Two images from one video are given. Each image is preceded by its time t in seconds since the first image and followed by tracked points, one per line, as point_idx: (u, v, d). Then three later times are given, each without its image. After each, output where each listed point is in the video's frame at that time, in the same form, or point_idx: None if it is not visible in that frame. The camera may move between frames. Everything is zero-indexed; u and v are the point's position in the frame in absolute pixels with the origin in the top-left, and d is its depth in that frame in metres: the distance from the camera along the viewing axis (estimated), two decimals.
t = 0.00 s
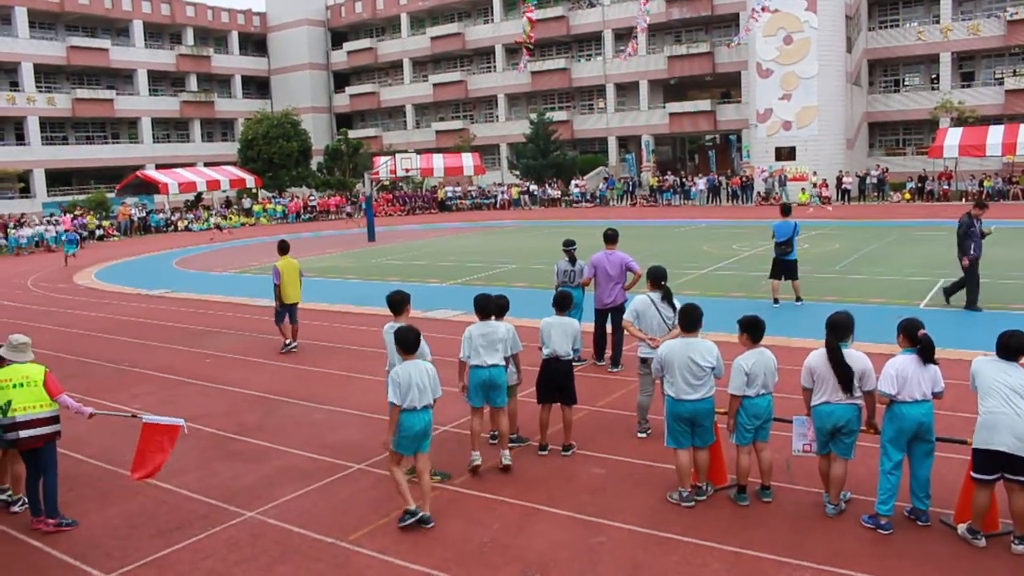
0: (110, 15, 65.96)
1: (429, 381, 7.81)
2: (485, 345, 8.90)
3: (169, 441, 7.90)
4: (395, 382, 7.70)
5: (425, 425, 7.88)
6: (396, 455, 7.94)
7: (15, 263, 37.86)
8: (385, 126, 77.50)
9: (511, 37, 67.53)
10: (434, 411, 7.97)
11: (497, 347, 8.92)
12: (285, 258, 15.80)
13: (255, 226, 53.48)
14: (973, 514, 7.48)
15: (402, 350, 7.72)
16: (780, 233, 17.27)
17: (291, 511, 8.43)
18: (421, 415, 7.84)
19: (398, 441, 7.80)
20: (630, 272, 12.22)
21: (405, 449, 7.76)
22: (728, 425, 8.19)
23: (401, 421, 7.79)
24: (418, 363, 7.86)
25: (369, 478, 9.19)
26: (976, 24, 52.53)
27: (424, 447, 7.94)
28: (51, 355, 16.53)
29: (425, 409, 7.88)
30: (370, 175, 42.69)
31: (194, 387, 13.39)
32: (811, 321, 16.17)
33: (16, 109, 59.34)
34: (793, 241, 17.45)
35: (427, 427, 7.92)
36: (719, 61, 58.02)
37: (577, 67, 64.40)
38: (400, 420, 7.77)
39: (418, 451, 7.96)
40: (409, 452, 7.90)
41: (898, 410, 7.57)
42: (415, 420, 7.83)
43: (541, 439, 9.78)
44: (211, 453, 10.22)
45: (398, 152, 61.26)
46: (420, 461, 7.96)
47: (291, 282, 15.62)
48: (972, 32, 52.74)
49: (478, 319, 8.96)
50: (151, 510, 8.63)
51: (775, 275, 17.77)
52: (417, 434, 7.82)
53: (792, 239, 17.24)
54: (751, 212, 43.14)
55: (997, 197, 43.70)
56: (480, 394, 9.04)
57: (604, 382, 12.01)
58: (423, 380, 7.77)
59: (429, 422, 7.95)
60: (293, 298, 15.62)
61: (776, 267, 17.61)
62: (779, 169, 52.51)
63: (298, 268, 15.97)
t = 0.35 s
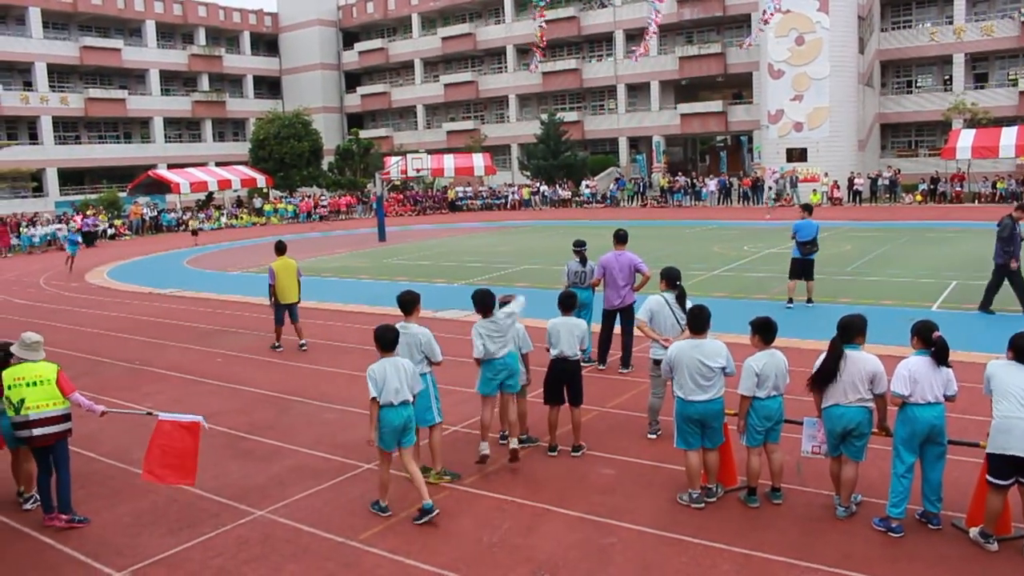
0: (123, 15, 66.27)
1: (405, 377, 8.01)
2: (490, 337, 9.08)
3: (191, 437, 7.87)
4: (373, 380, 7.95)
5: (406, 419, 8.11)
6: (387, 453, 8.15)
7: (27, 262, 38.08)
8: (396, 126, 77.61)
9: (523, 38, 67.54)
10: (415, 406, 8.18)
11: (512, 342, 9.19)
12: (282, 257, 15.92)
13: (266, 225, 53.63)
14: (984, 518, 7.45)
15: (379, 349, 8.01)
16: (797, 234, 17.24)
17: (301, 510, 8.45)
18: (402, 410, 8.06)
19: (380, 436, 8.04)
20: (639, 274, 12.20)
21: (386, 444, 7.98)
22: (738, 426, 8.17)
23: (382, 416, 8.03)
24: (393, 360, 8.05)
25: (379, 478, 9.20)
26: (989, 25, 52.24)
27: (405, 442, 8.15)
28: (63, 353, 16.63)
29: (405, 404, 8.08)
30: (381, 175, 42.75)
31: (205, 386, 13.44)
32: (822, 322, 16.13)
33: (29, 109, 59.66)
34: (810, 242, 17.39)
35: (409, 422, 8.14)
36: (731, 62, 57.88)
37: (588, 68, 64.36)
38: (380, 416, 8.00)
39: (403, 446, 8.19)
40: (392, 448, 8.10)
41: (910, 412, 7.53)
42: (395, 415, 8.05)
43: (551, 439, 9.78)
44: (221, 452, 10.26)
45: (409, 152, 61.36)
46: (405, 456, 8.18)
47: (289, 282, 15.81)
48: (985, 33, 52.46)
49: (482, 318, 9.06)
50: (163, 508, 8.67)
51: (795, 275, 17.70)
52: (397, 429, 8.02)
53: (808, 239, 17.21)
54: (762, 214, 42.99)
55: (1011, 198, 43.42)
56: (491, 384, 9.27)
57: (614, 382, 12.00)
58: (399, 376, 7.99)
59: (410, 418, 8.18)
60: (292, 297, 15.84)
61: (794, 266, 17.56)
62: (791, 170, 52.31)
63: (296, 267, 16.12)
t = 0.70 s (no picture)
0: (126, 16, 66.38)
1: (385, 371, 8.27)
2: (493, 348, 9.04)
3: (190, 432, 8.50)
4: (352, 373, 8.28)
5: (388, 414, 8.34)
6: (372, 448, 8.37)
7: (31, 263, 38.18)
8: (400, 126, 77.63)
9: (525, 38, 67.52)
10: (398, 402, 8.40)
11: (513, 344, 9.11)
12: (275, 258, 15.97)
13: (270, 226, 53.68)
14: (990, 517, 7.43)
15: (362, 344, 8.30)
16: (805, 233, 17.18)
17: (305, 510, 8.45)
18: (383, 404, 8.32)
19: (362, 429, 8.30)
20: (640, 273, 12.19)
21: (368, 437, 8.21)
22: (742, 425, 8.18)
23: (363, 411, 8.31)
24: (376, 355, 8.35)
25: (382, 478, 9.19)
26: (993, 22, 52.10)
27: (386, 436, 8.35)
28: (66, 355, 16.66)
29: (386, 398, 8.34)
30: (384, 176, 42.78)
31: (208, 386, 13.47)
32: (826, 321, 16.10)
33: (33, 112, 59.80)
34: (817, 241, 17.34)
35: (391, 417, 8.37)
36: (734, 61, 57.81)
37: (591, 67, 64.36)
38: (362, 409, 8.28)
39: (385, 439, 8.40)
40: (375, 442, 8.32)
41: (915, 411, 7.52)
42: (377, 409, 8.31)
43: (555, 438, 9.77)
44: (225, 452, 10.28)
45: (412, 153, 61.38)
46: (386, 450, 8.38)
47: (284, 281, 15.84)
48: (989, 29, 52.32)
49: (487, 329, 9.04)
50: (167, 509, 8.69)
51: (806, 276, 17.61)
52: (378, 422, 8.26)
53: (816, 239, 17.16)
54: (766, 213, 42.90)
55: (1015, 196, 43.29)
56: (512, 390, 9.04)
57: (616, 382, 11.99)
58: (379, 369, 8.25)
59: (392, 413, 8.41)
60: (288, 296, 15.89)
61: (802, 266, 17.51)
62: (794, 169, 52.21)
63: (290, 265, 16.14)
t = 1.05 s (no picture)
0: (128, 17, 66.43)
1: (372, 366, 8.54)
2: (502, 354, 8.87)
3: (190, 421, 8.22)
4: (343, 366, 8.60)
5: (374, 407, 8.66)
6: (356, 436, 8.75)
7: (35, 264, 38.24)
8: (401, 126, 77.64)
9: (527, 37, 67.53)
10: (384, 395, 8.69)
11: (515, 342, 9.09)
12: (277, 258, 15.97)
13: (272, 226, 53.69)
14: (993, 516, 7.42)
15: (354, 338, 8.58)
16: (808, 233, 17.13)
17: (308, 510, 8.46)
18: (370, 397, 8.63)
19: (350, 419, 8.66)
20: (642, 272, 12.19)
21: (353, 427, 8.60)
22: (745, 424, 8.16)
23: (352, 401, 8.65)
24: (367, 350, 8.62)
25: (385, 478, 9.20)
26: (995, 21, 52.00)
27: (372, 428, 8.69)
28: (69, 355, 16.69)
29: (373, 392, 8.66)
30: (385, 176, 42.80)
31: (211, 386, 13.48)
32: (829, 320, 16.07)
33: (35, 112, 59.88)
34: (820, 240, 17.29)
35: (378, 409, 8.71)
36: (736, 60, 57.75)
37: (592, 67, 64.32)
38: (350, 401, 8.63)
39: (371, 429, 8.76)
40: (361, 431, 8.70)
41: (918, 410, 7.52)
42: (364, 402, 8.64)
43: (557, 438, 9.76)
44: (228, 452, 10.29)
45: (414, 153, 61.43)
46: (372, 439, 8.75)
47: (286, 281, 15.87)
48: (992, 28, 52.19)
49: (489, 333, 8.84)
50: (170, 509, 8.70)
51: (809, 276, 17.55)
52: (363, 415, 8.61)
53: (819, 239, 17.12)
54: (769, 212, 42.86)
55: (1017, 194, 43.22)
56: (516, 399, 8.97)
57: (619, 381, 11.99)
58: (366, 365, 8.53)
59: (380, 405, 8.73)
60: (290, 295, 15.92)
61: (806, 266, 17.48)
62: (796, 168, 52.15)
63: (292, 265, 16.15)
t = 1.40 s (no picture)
0: (128, 16, 66.42)
1: (360, 359, 8.76)
2: (498, 346, 8.86)
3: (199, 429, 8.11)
4: (334, 359, 8.89)
5: (363, 400, 8.83)
6: (352, 427, 9.02)
7: (34, 263, 38.22)
8: (401, 125, 77.63)
9: (527, 36, 67.50)
10: (375, 388, 8.88)
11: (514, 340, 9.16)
12: (289, 255, 16.07)
13: (272, 226, 53.64)
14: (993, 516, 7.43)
15: (344, 333, 8.89)
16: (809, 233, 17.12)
17: (308, 510, 8.46)
18: (359, 390, 8.81)
19: (342, 410, 8.93)
20: (643, 270, 12.24)
21: (345, 418, 8.87)
22: (745, 424, 8.16)
23: (342, 393, 8.90)
24: (356, 343, 8.85)
25: (384, 477, 9.19)
26: (996, 20, 51.98)
27: (364, 419, 8.92)
28: (69, 354, 16.69)
29: (363, 384, 8.84)
30: (385, 174, 42.79)
31: (212, 386, 13.47)
32: (829, 319, 16.07)
33: (35, 111, 59.86)
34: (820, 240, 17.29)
35: (367, 402, 8.86)
36: (736, 59, 57.75)
37: (593, 66, 64.31)
38: (341, 393, 8.86)
39: (363, 422, 8.98)
40: (353, 422, 8.95)
41: (915, 410, 7.54)
42: (353, 394, 8.84)
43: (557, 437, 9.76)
44: (228, 451, 10.29)
45: (414, 152, 61.43)
46: (364, 432, 8.95)
47: (296, 278, 15.94)
48: (992, 27, 52.17)
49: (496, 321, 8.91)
50: (170, 508, 8.69)
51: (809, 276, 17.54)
52: (352, 407, 8.82)
53: (820, 239, 17.11)
54: (770, 212, 42.88)
55: (1017, 193, 43.21)
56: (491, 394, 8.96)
57: (618, 380, 11.99)
58: (354, 358, 8.76)
59: (370, 398, 8.89)
60: (300, 292, 15.99)
61: (807, 265, 17.46)
62: (797, 168, 52.13)
63: (304, 264, 16.24)
